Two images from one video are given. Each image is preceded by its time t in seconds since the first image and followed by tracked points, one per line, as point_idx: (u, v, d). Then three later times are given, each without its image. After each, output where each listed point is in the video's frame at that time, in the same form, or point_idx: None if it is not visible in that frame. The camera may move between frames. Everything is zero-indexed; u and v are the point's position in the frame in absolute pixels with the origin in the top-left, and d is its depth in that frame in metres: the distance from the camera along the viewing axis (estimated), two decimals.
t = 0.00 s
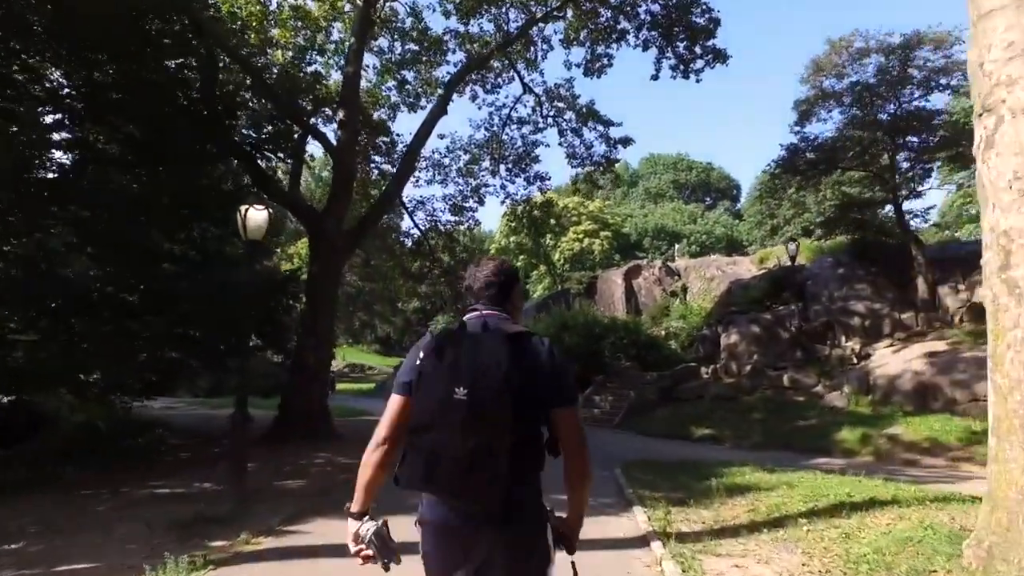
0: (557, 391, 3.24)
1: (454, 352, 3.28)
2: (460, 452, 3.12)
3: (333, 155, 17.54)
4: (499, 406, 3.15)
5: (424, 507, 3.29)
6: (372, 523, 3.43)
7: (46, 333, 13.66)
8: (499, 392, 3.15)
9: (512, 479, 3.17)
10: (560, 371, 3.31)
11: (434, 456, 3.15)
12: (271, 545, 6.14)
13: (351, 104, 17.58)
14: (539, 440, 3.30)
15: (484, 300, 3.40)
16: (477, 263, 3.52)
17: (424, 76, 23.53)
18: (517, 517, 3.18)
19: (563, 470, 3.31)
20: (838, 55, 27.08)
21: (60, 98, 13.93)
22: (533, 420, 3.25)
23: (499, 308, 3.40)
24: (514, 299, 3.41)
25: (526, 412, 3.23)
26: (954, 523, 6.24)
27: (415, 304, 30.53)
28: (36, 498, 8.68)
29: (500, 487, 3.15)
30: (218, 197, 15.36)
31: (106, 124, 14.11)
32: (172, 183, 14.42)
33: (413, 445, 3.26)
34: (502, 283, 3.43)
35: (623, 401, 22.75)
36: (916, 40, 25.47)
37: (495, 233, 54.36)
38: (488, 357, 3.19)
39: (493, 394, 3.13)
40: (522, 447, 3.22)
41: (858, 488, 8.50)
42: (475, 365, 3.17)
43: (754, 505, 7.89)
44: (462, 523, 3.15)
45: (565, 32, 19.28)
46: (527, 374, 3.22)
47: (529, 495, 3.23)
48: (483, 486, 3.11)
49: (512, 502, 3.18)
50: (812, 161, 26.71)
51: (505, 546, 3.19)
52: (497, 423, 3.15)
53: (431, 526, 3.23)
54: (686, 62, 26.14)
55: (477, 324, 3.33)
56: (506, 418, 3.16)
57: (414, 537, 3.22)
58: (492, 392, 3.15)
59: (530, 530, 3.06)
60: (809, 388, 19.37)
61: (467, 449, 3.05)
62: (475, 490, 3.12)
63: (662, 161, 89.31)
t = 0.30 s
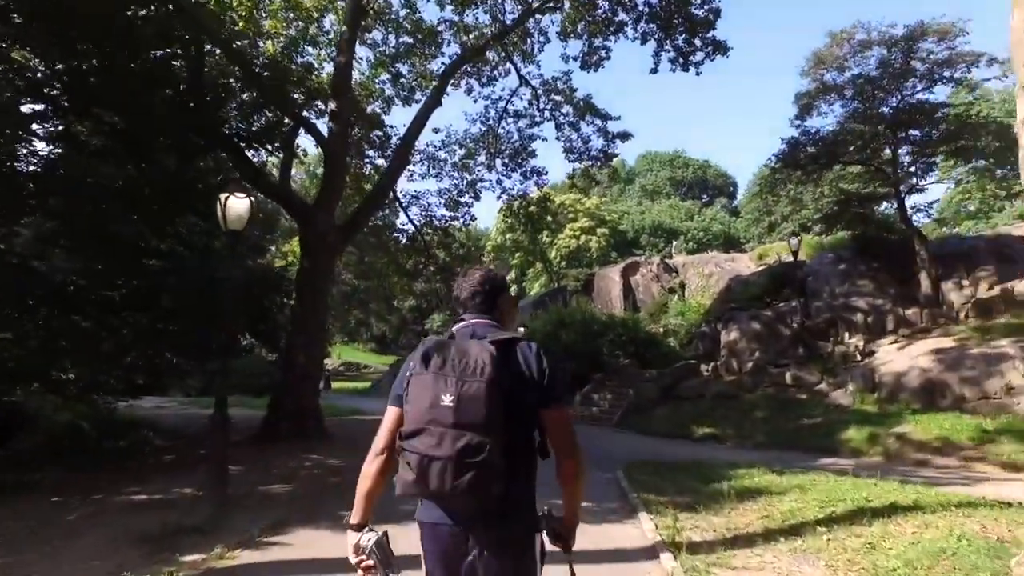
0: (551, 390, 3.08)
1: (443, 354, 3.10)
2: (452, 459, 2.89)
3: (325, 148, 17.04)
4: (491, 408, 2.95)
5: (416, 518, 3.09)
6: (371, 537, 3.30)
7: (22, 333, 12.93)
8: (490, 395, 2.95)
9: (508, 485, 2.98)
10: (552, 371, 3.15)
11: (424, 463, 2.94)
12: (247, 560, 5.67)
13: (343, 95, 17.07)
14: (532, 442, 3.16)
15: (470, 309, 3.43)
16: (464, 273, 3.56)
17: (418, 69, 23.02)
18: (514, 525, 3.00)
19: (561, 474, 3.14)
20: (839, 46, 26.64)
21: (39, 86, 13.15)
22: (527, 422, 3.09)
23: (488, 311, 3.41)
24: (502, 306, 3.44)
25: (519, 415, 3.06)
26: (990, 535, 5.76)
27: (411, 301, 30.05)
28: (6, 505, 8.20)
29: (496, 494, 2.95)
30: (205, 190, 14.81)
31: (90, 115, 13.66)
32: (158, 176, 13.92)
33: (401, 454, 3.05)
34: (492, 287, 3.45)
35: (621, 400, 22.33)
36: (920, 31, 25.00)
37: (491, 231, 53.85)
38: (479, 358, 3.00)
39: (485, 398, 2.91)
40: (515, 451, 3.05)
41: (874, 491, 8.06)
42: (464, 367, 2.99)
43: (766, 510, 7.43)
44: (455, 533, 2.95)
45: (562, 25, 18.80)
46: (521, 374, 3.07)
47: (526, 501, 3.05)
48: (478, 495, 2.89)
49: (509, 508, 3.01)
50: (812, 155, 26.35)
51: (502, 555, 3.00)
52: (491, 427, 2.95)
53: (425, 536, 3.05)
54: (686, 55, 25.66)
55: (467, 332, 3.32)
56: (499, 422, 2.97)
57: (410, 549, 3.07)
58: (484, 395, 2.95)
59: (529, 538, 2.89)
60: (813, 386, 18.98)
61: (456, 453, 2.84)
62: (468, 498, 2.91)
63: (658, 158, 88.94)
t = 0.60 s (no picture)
0: (562, 370, 3.04)
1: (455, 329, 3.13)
2: (457, 430, 2.88)
3: (318, 137, 16.48)
4: (499, 383, 2.93)
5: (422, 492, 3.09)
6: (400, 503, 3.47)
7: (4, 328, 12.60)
8: (499, 369, 2.94)
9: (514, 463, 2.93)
10: (565, 354, 3.09)
11: (431, 433, 2.92)
12: (226, 570, 5.20)
13: (336, 83, 16.50)
14: (543, 425, 3.08)
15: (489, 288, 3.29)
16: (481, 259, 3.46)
17: (414, 59, 22.49)
18: (520, 505, 2.94)
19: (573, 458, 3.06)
20: (843, 36, 26.20)
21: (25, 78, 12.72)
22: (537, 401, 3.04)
23: (506, 292, 3.29)
24: (517, 291, 3.29)
25: (528, 394, 3.03)
26: None
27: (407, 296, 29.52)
28: None
29: (501, 470, 2.90)
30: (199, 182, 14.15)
31: (73, 104, 13.15)
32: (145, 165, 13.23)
33: (410, 425, 3.07)
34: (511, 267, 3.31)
35: (622, 396, 21.87)
36: (925, 21, 24.55)
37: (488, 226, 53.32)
38: (488, 333, 3.01)
39: (493, 372, 2.90)
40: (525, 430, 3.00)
41: (898, 492, 7.60)
42: (475, 340, 3.01)
43: (786, 513, 6.96)
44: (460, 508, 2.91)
45: (561, 14, 18.32)
46: (532, 352, 3.04)
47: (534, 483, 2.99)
48: (481, 469, 2.85)
49: (515, 488, 2.95)
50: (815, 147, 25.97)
51: (507, 535, 2.94)
52: (498, 401, 2.93)
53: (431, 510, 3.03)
54: (687, 45, 25.17)
55: (482, 310, 3.19)
56: (507, 397, 2.94)
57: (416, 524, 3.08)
58: (491, 368, 2.94)
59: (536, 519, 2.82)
60: (818, 381, 18.56)
61: (460, 423, 2.82)
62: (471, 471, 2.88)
63: (656, 153, 88.50)
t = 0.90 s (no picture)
0: (587, 371, 3.04)
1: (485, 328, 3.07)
2: (491, 431, 2.81)
3: (309, 123, 15.94)
4: (532, 383, 2.88)
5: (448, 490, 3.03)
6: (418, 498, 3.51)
7: None
8: (533, 370, 2.89)
9: (542, 462, 2.91)
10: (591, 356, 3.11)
11: (463, 434, 2.86)
12: None
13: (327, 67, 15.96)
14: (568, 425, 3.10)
15: (515, 291, 3.54)
16: (510, 254, 3.62)
17: (408, 48, 21.96)
18: (547, 506, 2.91)
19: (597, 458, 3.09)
20: (845, 23, 25.78)
21: None
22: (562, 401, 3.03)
23: (530, 290, 3.51)
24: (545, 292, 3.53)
25: (556, 394, 3.03)
26: None
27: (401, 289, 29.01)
28: None
29: (530, 470, 2.87)
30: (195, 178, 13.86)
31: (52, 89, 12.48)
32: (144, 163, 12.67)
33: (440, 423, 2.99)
34: (534, 269, 3.53)
35: (621, 390, 21.48)
36: (929, 8, 24.15)
37: (483, 218, 52.75)
38: (521, 333, 2.96)
39: (527, 373, 2.84)
40: (551, 430, 2.98)
41: (922, 491, 7.17)
42: (507, 340, 2.95)
43: (803, 514, 6.55)
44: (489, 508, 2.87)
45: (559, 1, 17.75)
46: (559, 353, 3.02)
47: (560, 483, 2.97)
48: (514, 468, 2.80)
49: (541, 487, 2.93)
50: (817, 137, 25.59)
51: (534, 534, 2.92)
52: (531, 400, 2.88)
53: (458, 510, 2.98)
54: (686, 32, 24.66)
55: (508, 313, 3.39)
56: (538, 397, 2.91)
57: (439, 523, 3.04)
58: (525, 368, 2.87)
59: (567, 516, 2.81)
60: (821, 374, 18.20)
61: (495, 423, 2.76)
62: (505, 472, 2.82)
63: (651, 146, 88.00)
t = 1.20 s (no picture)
0: (577, 355, 3.17)
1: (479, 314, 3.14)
2: (491, 412, 2.88)
3: (289, 106, 15.26)
4: (528, 367, 2.97)
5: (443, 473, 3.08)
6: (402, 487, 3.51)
7: None
8: (528, 353, 2.99)
9: (536, 444, 3.01)
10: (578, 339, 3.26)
11: (464, 416, 2.92)
12: None
13: (308, 47, 15.29)
14: (557, 408, 3.21)
15: (500, 276, 3.62)
16: (494, 241, 3.72)
17: (394, 33, 21.34)
18: (541, 487, 3.00)
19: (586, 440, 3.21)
20: (838, 10, 25.44)
21: None
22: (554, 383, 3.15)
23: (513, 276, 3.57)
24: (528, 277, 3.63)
25: (547, 378, 3.13)
26: None
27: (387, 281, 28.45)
28: None
29: (527, 454, 2.95)
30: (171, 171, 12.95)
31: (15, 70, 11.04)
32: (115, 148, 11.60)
33: (437, 406, 3.03)
34: (519, 258, 3.59)
35: (612, 382, 21.13)
36: None
37: (471, 210, 52.21)
38: (517, 317, 3.05)
39: (526, 356, 2.93)
40: (543, 411, 3.10)
41: (934, 490, 6.77)
42: (502, 324, 3.03)
43: (809, 515, 6.14)
44: (487, 489, 2.93)
45: None
46: (552, 338, 3.13)
47: (553, 462, 3.07)
48: (513, 448, 2.89)
49: (536, 467, 3.03)
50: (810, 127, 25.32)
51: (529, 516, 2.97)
52: (527, 382, 2.97)
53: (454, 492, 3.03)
54: (677, 18, 24.17)
55: (496, 297, 3.50)
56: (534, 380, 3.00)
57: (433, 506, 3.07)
58: (523, 351, 2.97)
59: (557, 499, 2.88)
60: (815, 366, 17.91)
61: (497, 404, 2.83)
62: (504, 452, 2.89)
63: (640, 138, 87.68)
